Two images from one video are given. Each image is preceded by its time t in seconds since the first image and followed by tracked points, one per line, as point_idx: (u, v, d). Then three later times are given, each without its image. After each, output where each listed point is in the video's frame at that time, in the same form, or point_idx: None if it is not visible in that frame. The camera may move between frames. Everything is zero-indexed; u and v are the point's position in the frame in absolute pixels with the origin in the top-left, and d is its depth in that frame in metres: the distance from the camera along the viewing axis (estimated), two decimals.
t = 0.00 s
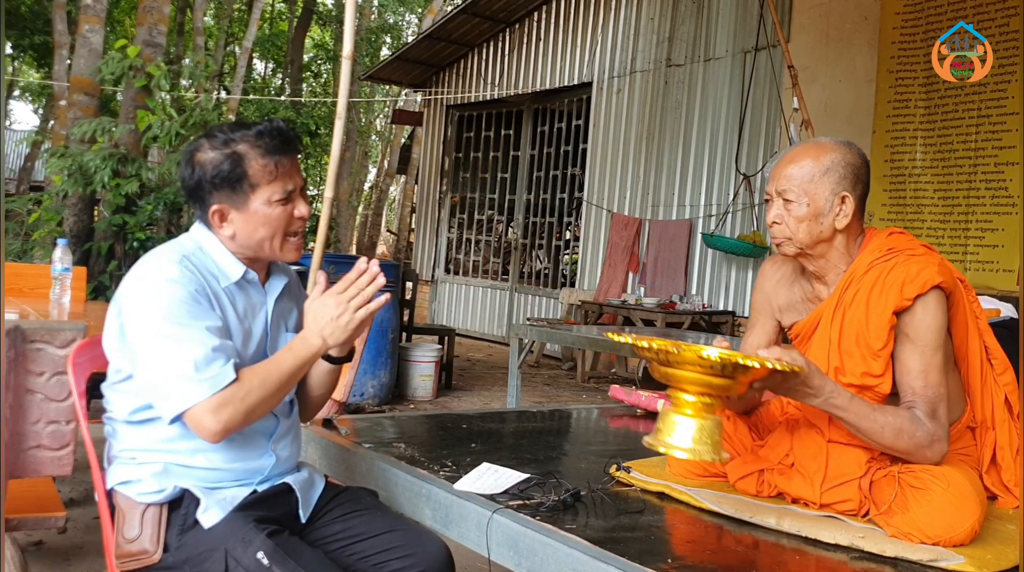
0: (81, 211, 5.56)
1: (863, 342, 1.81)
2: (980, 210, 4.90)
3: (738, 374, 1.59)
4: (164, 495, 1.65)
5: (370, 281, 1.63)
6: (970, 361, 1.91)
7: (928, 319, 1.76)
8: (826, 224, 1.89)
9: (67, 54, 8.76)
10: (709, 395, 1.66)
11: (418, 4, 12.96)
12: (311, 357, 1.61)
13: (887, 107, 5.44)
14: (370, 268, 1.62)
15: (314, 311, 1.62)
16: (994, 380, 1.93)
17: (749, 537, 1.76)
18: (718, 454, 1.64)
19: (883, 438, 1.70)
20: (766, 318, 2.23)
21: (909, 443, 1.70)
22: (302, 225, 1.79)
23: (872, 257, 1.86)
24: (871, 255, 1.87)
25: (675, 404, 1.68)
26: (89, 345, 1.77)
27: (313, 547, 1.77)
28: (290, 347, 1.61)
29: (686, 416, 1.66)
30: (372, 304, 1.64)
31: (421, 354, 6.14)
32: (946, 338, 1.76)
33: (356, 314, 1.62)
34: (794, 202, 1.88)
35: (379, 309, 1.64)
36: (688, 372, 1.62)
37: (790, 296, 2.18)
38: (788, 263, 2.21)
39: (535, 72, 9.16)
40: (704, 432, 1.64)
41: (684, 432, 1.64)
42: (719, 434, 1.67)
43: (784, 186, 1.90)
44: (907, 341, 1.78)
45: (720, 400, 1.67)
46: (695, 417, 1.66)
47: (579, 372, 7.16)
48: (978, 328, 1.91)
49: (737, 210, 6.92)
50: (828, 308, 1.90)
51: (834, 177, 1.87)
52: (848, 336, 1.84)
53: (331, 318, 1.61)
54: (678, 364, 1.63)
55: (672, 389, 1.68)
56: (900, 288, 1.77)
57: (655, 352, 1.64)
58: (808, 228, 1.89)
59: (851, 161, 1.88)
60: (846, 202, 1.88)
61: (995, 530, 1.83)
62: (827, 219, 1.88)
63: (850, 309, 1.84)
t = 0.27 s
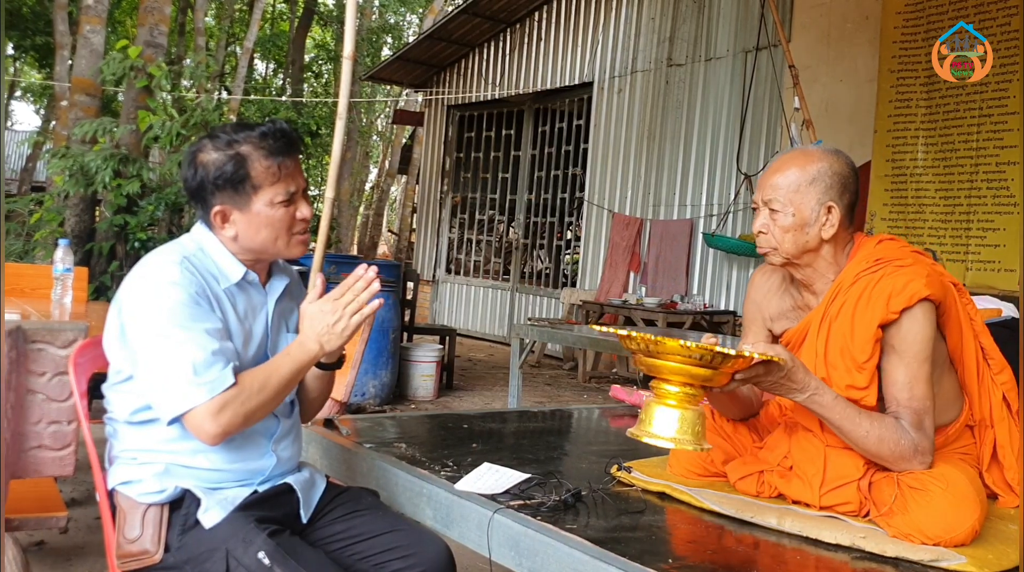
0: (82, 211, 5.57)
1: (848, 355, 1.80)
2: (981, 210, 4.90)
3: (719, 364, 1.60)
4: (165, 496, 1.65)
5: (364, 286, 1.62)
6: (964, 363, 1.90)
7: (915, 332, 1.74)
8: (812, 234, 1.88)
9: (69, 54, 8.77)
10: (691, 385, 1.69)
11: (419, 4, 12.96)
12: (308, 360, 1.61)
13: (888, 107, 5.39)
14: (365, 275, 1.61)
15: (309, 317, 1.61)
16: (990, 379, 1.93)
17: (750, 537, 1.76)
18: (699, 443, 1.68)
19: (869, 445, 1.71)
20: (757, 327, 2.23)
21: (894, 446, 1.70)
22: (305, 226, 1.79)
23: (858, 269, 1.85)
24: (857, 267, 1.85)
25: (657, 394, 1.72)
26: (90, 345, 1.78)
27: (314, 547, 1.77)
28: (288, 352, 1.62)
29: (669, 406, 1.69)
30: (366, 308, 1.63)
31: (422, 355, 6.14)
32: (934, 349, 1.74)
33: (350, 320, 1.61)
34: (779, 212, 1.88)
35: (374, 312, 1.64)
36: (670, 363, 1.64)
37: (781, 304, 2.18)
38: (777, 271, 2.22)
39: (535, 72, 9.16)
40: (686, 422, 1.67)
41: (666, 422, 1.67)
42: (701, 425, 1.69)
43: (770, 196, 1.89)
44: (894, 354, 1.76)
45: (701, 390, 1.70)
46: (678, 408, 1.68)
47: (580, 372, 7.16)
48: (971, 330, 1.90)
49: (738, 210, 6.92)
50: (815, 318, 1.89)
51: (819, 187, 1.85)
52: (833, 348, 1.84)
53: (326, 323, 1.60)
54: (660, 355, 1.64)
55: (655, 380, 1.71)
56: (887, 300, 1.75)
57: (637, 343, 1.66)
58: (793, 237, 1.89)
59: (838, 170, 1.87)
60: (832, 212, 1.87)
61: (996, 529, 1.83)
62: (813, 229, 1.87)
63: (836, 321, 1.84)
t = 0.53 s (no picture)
0: (84, 212, 5.58)
1: (845, 361, 1.81)
2: (983, 210, 4.90)
3: (731, 369, 1.59)
4: (167, 497, 1.65)
5: (354, 277, 1.65)
6: (964, 368, 1.90)
7: (914, 339, 1.74)
8: (809, 238, 1.88)
9: (71, 55, 8.78)
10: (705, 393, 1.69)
11: (420, 4, 12.97)
12: (307, 357, 1.63)
13: (889, 107, 5.40)
14: (354, 266, 1.64)
15: (304, 313, 1.63)
16: (990, 381, 1.92)
17: (751, 537, 1.75)
18: (717, 450, 1.70)
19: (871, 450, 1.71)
20: (757, 330, 2.24)
21: (898, 454, 1.70)
22: (305, 226, 1.77)
23: (855, 276, 1.85)
24: (854, 273, 1.85)
25: (671, 402, 1.73)
26: (92, 345, 1.78)
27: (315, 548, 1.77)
28: (285, 348, 1.63)
29: (684, 415, 1.71)
30: (358, 297, 1.65)
31: (423, 355, 6.14)
32: (933, 356, 1.74)
33: (343, 311, 1.64)
34: (777, 216, 1.87)
35: (366, 301, 1.66)
36: (684, 372, 1.63)
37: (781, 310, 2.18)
38: (776, 275, 2.22)
39: (537, 72, 9.16)
40: (702, 430, 1.69)
41: (683, 431, 1.69)
42: (718, 432, 1.71)
43: (768, 200, 1.89)
44: (894, 361, 1.76)
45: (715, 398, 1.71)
46: (693, 416, 1.70)
47: (581, 372, 7.15)
48: (970, 335, 1.89)
49: (740, 210, 6.91)
50: (812, 323, 1.89)
51: (817, 192, 1.85)
52: (830, 354, 1.84)
53: (320, 318, 1.63)
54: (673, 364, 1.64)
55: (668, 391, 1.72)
56: (885, 308, 1.75)
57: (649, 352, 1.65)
58: (790, 241, 1.88)
59: (836, 174, 1.87)
60: (830, 216, 1.87)
61: (997, 529, 1.83)
62: (810, 233, 1.87)
63: (834, 327, 1.84)
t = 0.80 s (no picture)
0: (85, 213, 5.59)
1: (845, 363, 1.81)
2: (984, 209, 4.89)
3: (732, 378, 1.64)
4: (168, 497, 1.65)
5: (350, 280, 1.64)
6: (965, 368, 1.90)
7: (915, 343, 1.74)
8: (810, 240, 1.88)
9: (71, 56, 8.78)
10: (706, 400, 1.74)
11: (420, 5, 12.99)
12: (303, 356, 1.63)
13: (890, 106, 5.41)
14: (351, 268, 1.64)
15: (302, 314, 1.64)
16: (991, 381, 1.92)
17: (751, 536, 1.76)
18: (718, 458, 1.75)
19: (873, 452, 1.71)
20: (758, 330, 2.24)
21: (902, 457, 1.71)
22: (307, 228, 1.78)
23: (855, 278, 1.85)
24: (854, 275, 1.86)
25: (672, 409, 1.78)
26: (93, 346, 1.78)
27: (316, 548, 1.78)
28: (281, 348, 1.63)
29: (685, 422, 1.76)
30: (354, 300, 1.64)
31: (425, 355, 6.14)
32: (934, 359, 1.74)
33: (339, 312, 1.63)
34: (779, 217, 1.88)
35: (362, 304, 1.65)
36: (684, 379, 1.68)
37: (782, 312, 2.19)
38: (776, 275, 2.22)
39: (537, 72, 9.17)
40: (703, 437, 1.74)
41: (685, 439, 1.74)
42: (718, 439, 1.76)
43: (770, 201, 1.89)
44: (895, 364, 1.76)
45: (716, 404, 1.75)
46: (695, 424, 1.75)
47: (583, 372, 7.16)
48: (971, 335, 1.89)
49: (740, 210, 6.91)
50: (813, 324, 1.90)
51: (820, 193, 1.85)
52: (830, 356, 1.85)
53: (317, 320, 1.63)
54: (674, 372, 1.68)
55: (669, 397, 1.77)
56: (885, 310, 1.75)
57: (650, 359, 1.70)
58: (792, 243, 1.88)
59: (838, 176, 1.87)
60: (832, 218, 1.87)
61: (998, 528, 1.83)
62: (812, 235, 1.87)
63: (834, 329, 1.84)
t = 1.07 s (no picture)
0: (85, 215, 5.59)
1: (843, 365, 1.81)
2: (983, 208, 4.88)
3: (732, 383, 1.69)
4: (166, 500, 1.65)
5: (336, 270, 1.64)
6: (964, 369, 1.89)
7: (913, 345, 1.73)
8: (808, 242, 1.88)
9: (71, 59, 8.78)
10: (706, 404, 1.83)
11: (420, 6, 12.99)
12: (291, 351, 1.62)
13: (888, 106, 5.40)
14: (335, 259, 1.64)
15: (288, 309, 1.62)
16: (990, 381, 1.92)
17: (752, 537, 1.75)
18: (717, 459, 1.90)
19: (873, 454, 1.70)
20: (756, 330, 2.24)
21: (902, 459, 1.70)
22: (298, 225, 1.79)
23: (854, 279, 1.84)
24: (853, 276, 1.85)
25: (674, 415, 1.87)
26: (89, 351, 1.78)
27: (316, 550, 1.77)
28: (270, 343, 1.62)
29: (686, 427, 1.89)
30: (340, 289, 1.63)
31: (425, 356, 6.14)
32: (933, 360, 1.73)
33: (327, 304, 1.62)
34: (777, 219, 1.87)
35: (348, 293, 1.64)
36: (686, 385, 1.74)
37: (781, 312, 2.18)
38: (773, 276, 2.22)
39: (537, 72, 9.17)
40: (703, 441, 1.89)
41: (687, 443, 1.89)
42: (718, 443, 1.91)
43: (768, 203, 1.89)
44: (894, 365, 1.76)
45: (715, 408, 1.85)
46: (695, 429, 1.89)
47: (583, 373, 7.15)
48: (971, 336, 1.89)
49: (741, 210, 6.91)
50: (811, 326, 1.90)
51: (818, 196, 1.85)
52: (829, 358, 1.84)
53: (305, 313, 1.62)
54: (675, 378, 1.74)
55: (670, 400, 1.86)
56: (883, 311, 1.75)
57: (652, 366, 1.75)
58: (790, 245, 1.88)
59: (836, 178, 1.86)
60: (830, 221, 1.86)
61: (998, 528, 1.83)
62: (810, 237, 1.87)
63: (832, 330, 1.84)
